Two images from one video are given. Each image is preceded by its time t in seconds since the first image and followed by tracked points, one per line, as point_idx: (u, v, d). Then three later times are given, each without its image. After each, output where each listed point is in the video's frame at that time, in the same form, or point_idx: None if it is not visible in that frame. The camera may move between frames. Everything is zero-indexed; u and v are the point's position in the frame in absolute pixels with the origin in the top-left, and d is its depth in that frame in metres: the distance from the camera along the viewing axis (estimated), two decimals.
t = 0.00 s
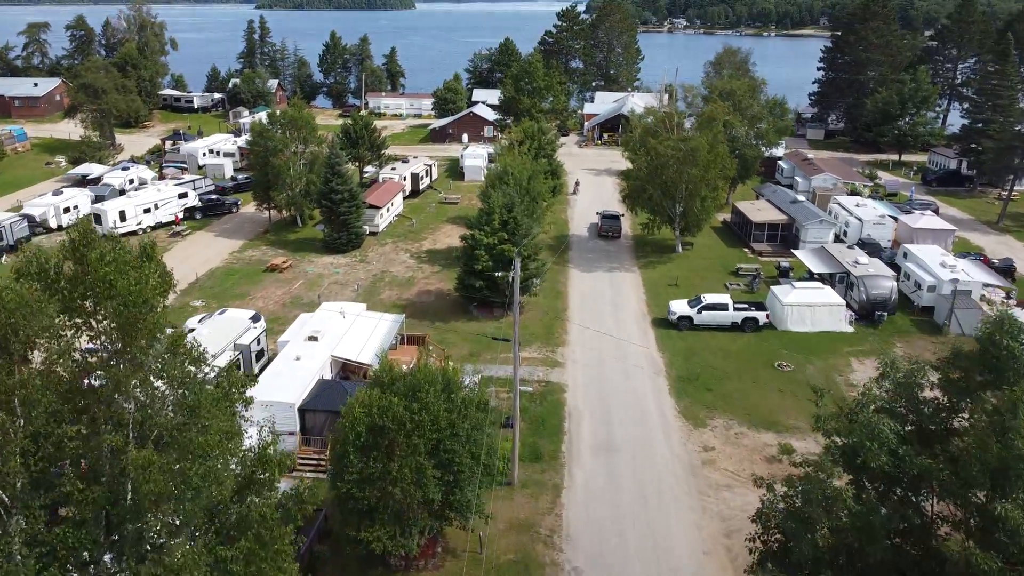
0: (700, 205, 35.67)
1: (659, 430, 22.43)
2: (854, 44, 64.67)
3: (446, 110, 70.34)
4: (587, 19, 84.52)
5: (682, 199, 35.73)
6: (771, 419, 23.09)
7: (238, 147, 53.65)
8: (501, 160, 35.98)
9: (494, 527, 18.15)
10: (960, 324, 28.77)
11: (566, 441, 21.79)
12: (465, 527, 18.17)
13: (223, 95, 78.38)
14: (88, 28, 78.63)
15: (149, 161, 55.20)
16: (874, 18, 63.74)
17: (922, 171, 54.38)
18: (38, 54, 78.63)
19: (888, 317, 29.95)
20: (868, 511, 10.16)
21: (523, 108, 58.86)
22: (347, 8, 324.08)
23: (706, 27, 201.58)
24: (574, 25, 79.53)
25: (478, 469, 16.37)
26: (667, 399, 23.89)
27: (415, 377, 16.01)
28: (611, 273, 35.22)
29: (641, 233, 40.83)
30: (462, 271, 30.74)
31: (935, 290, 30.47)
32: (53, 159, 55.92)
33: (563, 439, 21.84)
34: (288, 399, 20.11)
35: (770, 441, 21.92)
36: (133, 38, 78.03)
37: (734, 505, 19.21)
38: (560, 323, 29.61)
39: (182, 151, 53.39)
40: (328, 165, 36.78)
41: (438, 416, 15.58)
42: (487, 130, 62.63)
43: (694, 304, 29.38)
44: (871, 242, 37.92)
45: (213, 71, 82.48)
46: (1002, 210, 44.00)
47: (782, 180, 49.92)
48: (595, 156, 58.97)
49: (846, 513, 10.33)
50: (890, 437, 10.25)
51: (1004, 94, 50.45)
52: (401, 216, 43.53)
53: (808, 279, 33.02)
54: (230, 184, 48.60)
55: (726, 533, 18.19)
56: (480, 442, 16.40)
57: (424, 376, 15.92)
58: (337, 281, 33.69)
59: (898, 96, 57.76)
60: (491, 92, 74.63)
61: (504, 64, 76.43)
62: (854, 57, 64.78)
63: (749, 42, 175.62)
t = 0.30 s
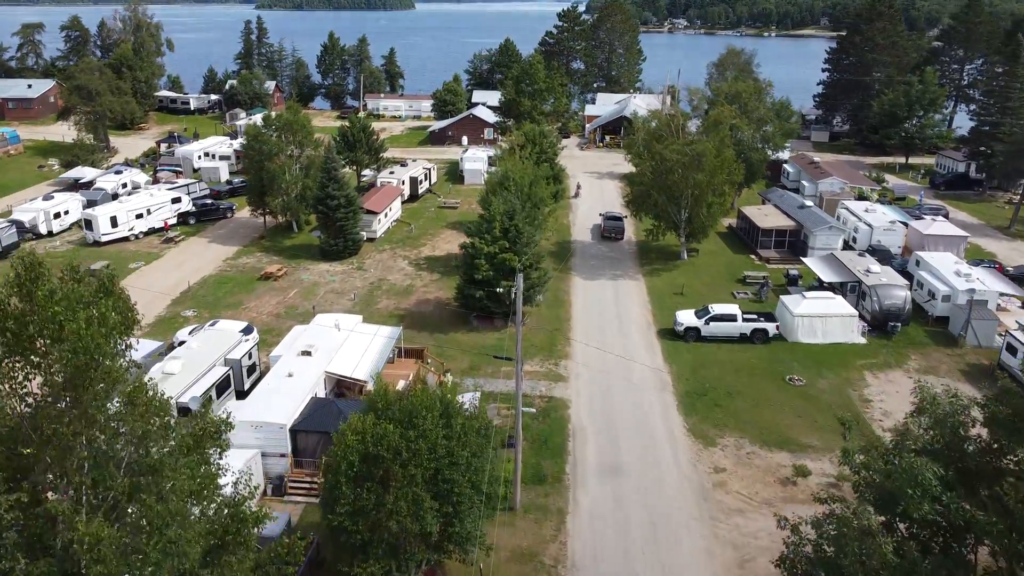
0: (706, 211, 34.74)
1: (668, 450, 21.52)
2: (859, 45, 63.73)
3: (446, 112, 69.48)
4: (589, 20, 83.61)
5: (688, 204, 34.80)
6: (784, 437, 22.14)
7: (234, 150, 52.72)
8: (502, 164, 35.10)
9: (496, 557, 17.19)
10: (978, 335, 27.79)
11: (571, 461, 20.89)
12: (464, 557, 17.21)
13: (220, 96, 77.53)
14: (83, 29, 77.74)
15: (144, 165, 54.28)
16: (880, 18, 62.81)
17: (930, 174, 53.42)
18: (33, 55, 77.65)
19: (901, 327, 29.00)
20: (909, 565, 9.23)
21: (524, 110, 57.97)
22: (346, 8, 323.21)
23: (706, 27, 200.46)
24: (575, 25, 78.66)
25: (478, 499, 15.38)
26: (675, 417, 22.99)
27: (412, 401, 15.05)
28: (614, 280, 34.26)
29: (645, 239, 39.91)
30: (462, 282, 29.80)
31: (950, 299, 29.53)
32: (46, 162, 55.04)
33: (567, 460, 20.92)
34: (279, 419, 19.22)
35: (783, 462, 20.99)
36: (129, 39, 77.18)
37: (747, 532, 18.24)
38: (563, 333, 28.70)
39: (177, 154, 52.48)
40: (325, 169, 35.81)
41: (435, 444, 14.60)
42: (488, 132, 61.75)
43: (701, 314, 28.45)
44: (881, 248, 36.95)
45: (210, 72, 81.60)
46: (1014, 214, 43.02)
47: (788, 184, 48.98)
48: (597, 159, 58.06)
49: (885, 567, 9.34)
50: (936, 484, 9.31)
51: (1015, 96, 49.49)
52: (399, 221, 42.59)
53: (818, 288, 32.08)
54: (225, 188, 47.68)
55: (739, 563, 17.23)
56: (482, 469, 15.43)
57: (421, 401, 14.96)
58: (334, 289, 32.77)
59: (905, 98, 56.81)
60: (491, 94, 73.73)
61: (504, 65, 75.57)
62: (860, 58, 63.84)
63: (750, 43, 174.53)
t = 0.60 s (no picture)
0: (712, 217, 33.82)
1: (678, 470, 20.61)
2: (865, 46, 62.82)
3: (446, 114, 68.63)
4: (590, 20, 82.71)
5: (693, 210, 33.85)
6: (799, 457, 21.23)
7: (229, 153, 51.76)
8: (503, 169, 34.18)
9: None
10: (995, 347, 26.90)
11: (576, 483, 19.98)
12: None
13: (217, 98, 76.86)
14: (78, 29, 76.79)
15: (138, 168, 53.39)
16: (886, 19, 61.90)
17: (938, 178, 52.53)
18: (27, 55, 76.64)
19: (915, 339, 28.08)
20: None
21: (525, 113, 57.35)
22: (345, 8, 322.18)
23: (706, 27, 199.52)
24: (576, 26, 77.78)
25: (479, 533, 14.43)
26: (685, 435, 22.08)
27: (409, 429, 14.13)
28: (619, 289, 33.32)
29: (649, 245, 38.97)
30: (461, 291, 28.88)
31: (965, 310, 28.64)
32: (39, 165, 54.14)
33: (572, 482, 20.01)
34: (269, 441, 18.26)
35: (798, 483, 20.08)
36: (124, 40, 76.21)
37: (762, 560, 17.31)
38: (567, 345, 27.78)
39: (172, 157, 51.59)
40: (321, 174, 34.89)
41: (433, 476, 13.68)
42: (488, 135, 61.06)
43: (709, 325, 27.52)
44: (891, 255, 36.06)
45: (206, 73, 80.66)
46: None
47: (794, 188, 48.04)
48: (599, 162, 57.20)
49: None
50: (989, 539, 8.37)
51: None
52: (397, 226, 41.68)
53: (828, 296, 31.15)
54: (220, 193, 46.73)
55: None
56: (484, 500, 14.49)
57: (419, 428, 14.05)
58: (329, 298, 31.81)
59: (912, 100, 55.88)
60: (491, 95, 72.83)
61: (504, 66, 74.73)
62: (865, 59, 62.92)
63: (751, 43, 173.48)
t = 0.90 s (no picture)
0: (719, 224, 32.95)
1: (687, 491, 19.72)
2: (870, 46, 61.92)
3: (445, 115, 67.83)
4: (592, 20, 81.84)
5: (699, 216, 33.03)
6: (813, 477, 20.34)
7: (225, 156, 50.88)
8: (504, 173, 33.27)
9: None
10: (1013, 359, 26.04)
11: (581, 506, 19.09)
12: None
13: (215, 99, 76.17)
14: (73, 29, 75.84)
15: (133, 171, 52.50)
16: (892, 19, 61.00)
17: (946, 181, 51.69)
18: (22, 56, 75.65)
19: (930, 350, 27.24)
20: None
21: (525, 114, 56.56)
22: (345, 8, 321.23)
23: (706, 28, 198.62)
24: (577, 26, 76.95)
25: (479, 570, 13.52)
26: (694, 454, 21.19)
27: (405, 459, 13.21)
28: (623, 297, 32.40)
29: (653, 251, 38.09)
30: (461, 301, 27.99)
31: (980, 320, 27.79)
32: (31, 168, 53.21)
33: (577, 504, 19.13)
34: (259, 464, 17.36)
35: (814, 506, 19.20)
36: (120, 40, 75.28)
37: None
38: (571, 357, 26.88)
39: (167, 160, 50.71)
40: (317, 179, 34.00)
41: (431, 510, 12.77)
42: (488, 136, 60.46)
43: (718, 336, 26.62)
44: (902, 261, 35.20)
45: (203, 74, 79.76)
46: None
47: (800, 192, 47.20)
48: (601, 164, 56.36)
49: None
50: None
51: None
52: (396, 231, 40.79)
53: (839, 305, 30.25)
54: (215, 197, 45.89)
55: None
56: (485, 534, 13.59)
57: (415, 458, 13.14)
58: (325, 307, 30.92)
59: (919, 102, 54.97)
60: (492, 96, 71.98)
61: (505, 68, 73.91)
62: (871, 59, 62.02)
63: (752, 44, 172.55)
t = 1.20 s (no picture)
0: (725, 230, 32.10)
1: (696, 515, 18.87)
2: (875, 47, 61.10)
3: (444, 117, 67.02)
4: (592, 21, 81.03)
5: (705, 223, 32.19)
6: (828, 499, 19.48)
7: (221, 160, 50.03)
8: (505, 178, 32.42)
9: None
10: None
11: (586, 530, 18.25)
12: None
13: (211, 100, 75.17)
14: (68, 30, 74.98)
15: (127, 174, 51.65)
16: (897, 20, 60.18)
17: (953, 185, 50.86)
18: (17, 57, 74.82)
19: (944, 362, 26.42)
20: None
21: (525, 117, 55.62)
22: (343, 8, 320.36)
23: (707, 28, 197.95)
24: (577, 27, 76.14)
25: None
26: (703, 475, 20.33)
27: (400, 493, 12.32)
28: (626, 306, 31.54)
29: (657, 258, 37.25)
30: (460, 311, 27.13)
31: (996, 330, 26.97)
32: (24, 172, 52.32)
33: (582, 529, 18.29)
34: (249, 490, 16.51)
35: (830, 531, 18.35)
36: (116, 41, 74.44)
37: None
38: (574, 370, 26.02)
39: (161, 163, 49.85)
40: (313, 185, 33.17)
41: (429, 549, 11.88)
42: (488, 139, 59.55)
43: (726, 348, 25.76)
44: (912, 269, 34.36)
45: (200, 75, 78.93)
46: None
47: (805, 195, 46.38)
48: (603, 167, 55.57)
49: None
50: None
51: None
52: (394, 237, 39.97)
53: (850, 315, 29.39)
54: (210, 201, 45.06)
55: None
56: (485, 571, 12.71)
57: (410, 493, 12.26)
58: (322, 317, 30.07)
59: (926, 104, 54.14)
60: (492, 98, 71.20)
61: (505, 69, 73.08)
62: (876, 61, 61.20)
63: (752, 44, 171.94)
